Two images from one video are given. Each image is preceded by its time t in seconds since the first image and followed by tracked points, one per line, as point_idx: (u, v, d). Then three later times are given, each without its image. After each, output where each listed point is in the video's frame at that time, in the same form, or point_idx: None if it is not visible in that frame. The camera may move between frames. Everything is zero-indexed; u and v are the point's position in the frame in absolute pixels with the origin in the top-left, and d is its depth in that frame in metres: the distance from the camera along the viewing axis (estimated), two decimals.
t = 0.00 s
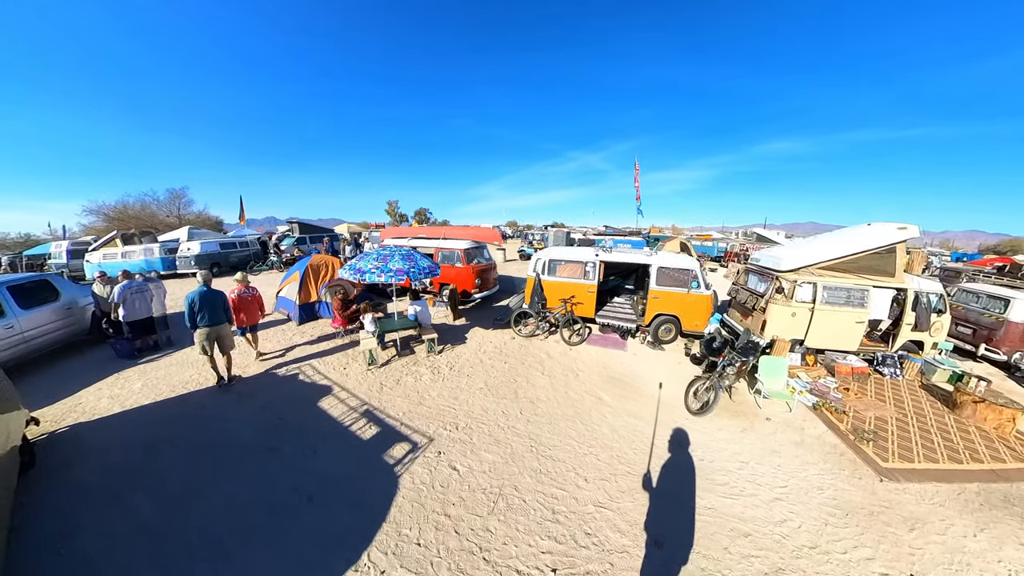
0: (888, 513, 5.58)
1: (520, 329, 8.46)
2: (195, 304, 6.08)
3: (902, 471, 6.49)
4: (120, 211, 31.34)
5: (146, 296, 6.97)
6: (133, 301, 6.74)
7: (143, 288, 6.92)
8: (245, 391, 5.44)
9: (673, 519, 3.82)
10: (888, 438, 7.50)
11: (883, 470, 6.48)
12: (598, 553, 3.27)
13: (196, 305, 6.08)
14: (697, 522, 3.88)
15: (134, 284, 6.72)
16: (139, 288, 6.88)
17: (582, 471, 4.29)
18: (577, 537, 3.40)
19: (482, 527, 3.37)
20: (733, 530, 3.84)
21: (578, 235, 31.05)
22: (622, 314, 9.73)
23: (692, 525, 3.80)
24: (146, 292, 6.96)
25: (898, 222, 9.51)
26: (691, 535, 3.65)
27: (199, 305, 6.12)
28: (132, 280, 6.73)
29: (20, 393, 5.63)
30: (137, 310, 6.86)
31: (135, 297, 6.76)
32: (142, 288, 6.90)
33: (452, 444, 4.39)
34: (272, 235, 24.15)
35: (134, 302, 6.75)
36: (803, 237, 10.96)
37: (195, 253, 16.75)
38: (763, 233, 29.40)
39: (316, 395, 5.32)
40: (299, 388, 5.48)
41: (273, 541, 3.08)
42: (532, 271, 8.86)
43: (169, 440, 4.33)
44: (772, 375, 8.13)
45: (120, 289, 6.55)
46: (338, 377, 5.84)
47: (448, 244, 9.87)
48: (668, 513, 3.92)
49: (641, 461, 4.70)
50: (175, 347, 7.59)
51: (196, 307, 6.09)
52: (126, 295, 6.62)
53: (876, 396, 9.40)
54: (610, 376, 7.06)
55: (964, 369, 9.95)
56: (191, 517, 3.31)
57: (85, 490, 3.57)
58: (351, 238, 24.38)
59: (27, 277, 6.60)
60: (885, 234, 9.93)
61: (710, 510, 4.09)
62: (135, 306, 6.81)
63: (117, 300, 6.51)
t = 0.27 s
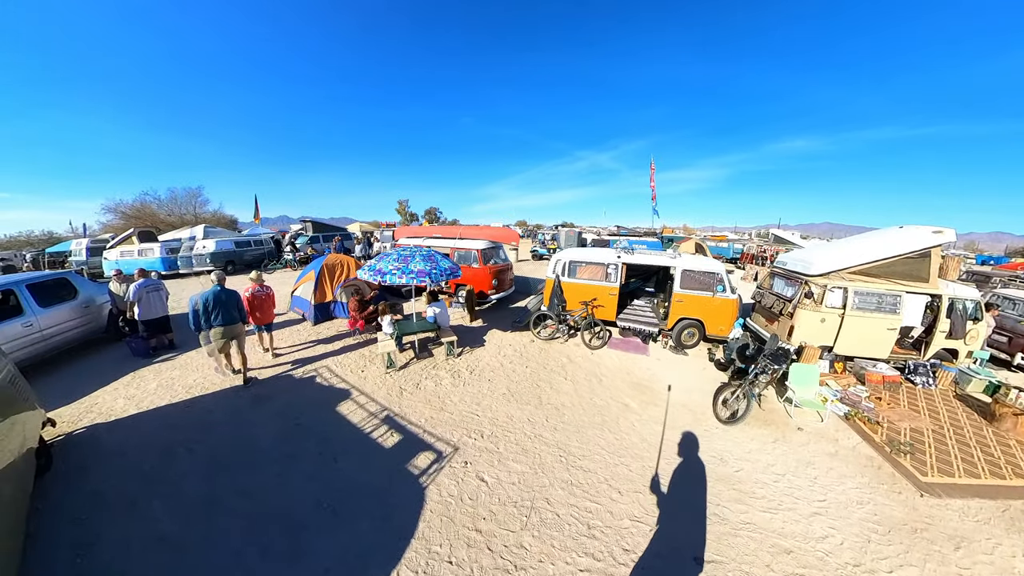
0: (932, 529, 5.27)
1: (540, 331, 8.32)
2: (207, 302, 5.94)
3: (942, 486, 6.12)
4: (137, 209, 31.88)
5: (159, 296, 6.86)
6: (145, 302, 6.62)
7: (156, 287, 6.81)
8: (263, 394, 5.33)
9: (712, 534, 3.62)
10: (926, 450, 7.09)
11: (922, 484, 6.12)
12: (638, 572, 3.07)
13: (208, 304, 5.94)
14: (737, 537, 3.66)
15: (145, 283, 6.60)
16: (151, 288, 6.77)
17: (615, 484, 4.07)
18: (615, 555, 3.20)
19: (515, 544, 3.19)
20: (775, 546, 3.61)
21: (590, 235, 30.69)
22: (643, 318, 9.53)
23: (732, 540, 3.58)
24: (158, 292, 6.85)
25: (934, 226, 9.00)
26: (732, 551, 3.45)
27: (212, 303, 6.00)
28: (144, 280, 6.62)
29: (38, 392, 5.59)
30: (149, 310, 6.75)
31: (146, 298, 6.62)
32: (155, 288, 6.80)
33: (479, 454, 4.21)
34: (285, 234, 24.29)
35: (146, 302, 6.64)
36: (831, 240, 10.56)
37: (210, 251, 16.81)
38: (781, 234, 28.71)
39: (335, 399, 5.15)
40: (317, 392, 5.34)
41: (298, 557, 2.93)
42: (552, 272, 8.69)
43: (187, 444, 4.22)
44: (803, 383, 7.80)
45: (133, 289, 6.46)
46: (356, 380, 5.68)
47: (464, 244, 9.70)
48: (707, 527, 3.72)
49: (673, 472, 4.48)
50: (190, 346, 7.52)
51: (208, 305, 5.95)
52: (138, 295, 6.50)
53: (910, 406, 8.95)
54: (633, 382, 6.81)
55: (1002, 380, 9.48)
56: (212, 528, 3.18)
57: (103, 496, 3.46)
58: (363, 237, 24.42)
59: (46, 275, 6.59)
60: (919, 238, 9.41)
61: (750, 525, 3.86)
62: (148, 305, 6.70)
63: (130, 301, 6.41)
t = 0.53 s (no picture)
0: (984, 548, 4.92)
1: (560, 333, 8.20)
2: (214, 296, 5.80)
3: (988, 501, 5.72)
4: (153, 208, 32.36)
5: (174, 294, 6.77)
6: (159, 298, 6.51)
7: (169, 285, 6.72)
8: (278, 396, 5.15)
9: (757, 552, 3.37)
10: (968, 464, 6.66)
11: (966, 498, 5.73)
12: None
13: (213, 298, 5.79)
14: (784, 557, 3.41)
15: (159, 281, 6.50)
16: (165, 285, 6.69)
17: (650, 498, 3.84)
18: None
19: (551, 562, 2.97)
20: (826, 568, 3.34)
21: (601, 234, 30.30)
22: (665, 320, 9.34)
23: (779, 561, 3.32)
24: (172, 290, 6.75)
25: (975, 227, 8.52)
26: (781, 572, 3.20)
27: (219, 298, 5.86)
28: (157, 277, 6.53)
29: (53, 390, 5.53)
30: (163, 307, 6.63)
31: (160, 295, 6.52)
32: (168, 285, 6.70)
33: (506, 464, 4.01)
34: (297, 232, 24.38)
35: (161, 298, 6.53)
36: (862, 242, 10.13)
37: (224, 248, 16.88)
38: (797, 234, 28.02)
39: (351, 403, 4.95)
40: (333, 395, 5.14)
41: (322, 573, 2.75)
42: (571, 273, 8.51)
43: (202, 448, 4.08)
44: (836, 391, 7.48)
45: (147, 285, 6.37)
46: (372, 383, 5.47)
47: (480, 243, 9.49)
48: (750, 544, 3.48)
49: (708, 485, 4.23)
50: (205, 343, 7.42)
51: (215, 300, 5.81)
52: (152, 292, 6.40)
53: (946, 416, 8.47)
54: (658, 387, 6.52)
55: None
56: (229, 541, 3.01)
57: (114, 505, 3.30)
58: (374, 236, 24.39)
59: (63, 272, 6.56)
60: (958, 240, 8.94)
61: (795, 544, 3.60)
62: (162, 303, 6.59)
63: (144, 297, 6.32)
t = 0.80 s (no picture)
0: None
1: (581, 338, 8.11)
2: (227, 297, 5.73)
3: None
4: (168, 206, 32.76)
5: (188, 294, 6.66)
6: (174, 298, 6.40)
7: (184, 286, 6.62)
8: (296, 401, 4.99)
9: None
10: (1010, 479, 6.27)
11: (1011, 516, 5.39)
12: None
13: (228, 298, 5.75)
14: None
15: (174, 281, 6.39)
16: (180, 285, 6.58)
17: (689, 515, 3.70)
18: None
19: None
20: None
21: (613, 234, 29.92)
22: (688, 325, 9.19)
23: None
24: (186, 290, 6.63)
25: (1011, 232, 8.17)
26: None
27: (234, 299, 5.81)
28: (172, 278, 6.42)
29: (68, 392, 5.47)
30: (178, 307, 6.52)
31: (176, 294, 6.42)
32: (183, 286, 6.59)
33: (538, 477, 3.91)
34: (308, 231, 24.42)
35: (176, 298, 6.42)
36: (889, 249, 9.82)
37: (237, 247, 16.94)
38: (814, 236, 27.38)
39: (371, 410, 4.78)
40: (352, 401, 4.97)
41: None
42: (592, 276, 8.38)
43: (220, 457, 3.95)
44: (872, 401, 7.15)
45: (163, 285, 6.28)
46: (392, 389, 5.29)
47: (496, 244, 9.32)
48: (799, 569, 3.26)
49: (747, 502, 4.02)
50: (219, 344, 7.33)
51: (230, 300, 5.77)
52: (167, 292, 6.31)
53: (981, 428, 8.04)
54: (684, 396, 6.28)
55: None
56: (252, 559, 2.88)
57: (129, 518, 3.16)
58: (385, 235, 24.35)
59: (80, 272, 6.52)
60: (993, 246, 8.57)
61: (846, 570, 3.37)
62: (176, 303, 6.47)
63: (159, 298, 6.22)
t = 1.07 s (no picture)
0: None
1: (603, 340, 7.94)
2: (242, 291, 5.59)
3: None
4: (182, 205, 33.14)
5: (204, 291, 6.53)
6: (189, 295, 6.25)
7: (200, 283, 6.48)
8: (313, 403, 4.82)
9: None
10: None
11: None
12: None
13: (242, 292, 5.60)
14: None
15: (189, 279, 6.25)
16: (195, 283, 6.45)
17: (734, 533, 3.46)
18: None
19: None
20: None
21: (624, 233, 29.50)
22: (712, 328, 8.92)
23: None
24: (201, 288, 6.49)
25: None
26: None
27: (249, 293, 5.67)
28: (186, 275, 6.29)
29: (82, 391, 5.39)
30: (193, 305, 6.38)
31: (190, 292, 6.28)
32: (198, 283, 6.45)
33: (572, 487, 3.76)
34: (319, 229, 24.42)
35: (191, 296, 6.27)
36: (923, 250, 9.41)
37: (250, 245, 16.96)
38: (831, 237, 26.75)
39: (392, 414, 4.59)
40: (371, 404, 4.79)
41: None
42: (615, 276, 8.19)
43: (236, 463, 3.79)
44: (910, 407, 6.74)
45: (178, 283, 6.16)
46: (411, 391, 5.10)
47: (514, 242, 9.11)
48: None
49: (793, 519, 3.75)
50: (232, 342, 7.22)
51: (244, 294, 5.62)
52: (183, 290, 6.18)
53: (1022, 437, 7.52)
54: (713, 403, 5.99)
55: None
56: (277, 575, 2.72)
57: (142, 531, 3.01)
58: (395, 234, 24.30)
59: (95, 268, 6.45)
60: None
61: None
62: (192, 301, 6.34)
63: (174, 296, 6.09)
